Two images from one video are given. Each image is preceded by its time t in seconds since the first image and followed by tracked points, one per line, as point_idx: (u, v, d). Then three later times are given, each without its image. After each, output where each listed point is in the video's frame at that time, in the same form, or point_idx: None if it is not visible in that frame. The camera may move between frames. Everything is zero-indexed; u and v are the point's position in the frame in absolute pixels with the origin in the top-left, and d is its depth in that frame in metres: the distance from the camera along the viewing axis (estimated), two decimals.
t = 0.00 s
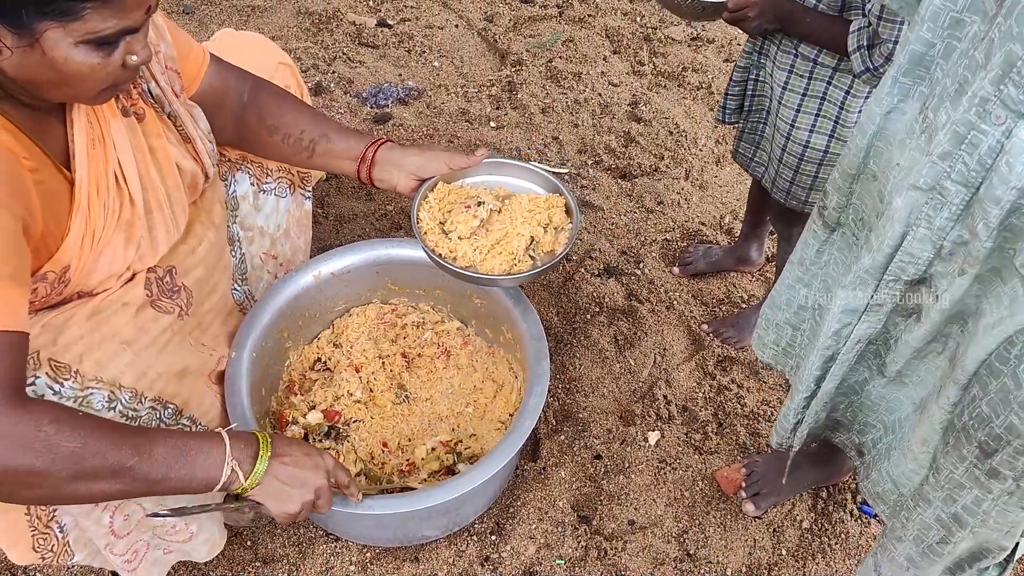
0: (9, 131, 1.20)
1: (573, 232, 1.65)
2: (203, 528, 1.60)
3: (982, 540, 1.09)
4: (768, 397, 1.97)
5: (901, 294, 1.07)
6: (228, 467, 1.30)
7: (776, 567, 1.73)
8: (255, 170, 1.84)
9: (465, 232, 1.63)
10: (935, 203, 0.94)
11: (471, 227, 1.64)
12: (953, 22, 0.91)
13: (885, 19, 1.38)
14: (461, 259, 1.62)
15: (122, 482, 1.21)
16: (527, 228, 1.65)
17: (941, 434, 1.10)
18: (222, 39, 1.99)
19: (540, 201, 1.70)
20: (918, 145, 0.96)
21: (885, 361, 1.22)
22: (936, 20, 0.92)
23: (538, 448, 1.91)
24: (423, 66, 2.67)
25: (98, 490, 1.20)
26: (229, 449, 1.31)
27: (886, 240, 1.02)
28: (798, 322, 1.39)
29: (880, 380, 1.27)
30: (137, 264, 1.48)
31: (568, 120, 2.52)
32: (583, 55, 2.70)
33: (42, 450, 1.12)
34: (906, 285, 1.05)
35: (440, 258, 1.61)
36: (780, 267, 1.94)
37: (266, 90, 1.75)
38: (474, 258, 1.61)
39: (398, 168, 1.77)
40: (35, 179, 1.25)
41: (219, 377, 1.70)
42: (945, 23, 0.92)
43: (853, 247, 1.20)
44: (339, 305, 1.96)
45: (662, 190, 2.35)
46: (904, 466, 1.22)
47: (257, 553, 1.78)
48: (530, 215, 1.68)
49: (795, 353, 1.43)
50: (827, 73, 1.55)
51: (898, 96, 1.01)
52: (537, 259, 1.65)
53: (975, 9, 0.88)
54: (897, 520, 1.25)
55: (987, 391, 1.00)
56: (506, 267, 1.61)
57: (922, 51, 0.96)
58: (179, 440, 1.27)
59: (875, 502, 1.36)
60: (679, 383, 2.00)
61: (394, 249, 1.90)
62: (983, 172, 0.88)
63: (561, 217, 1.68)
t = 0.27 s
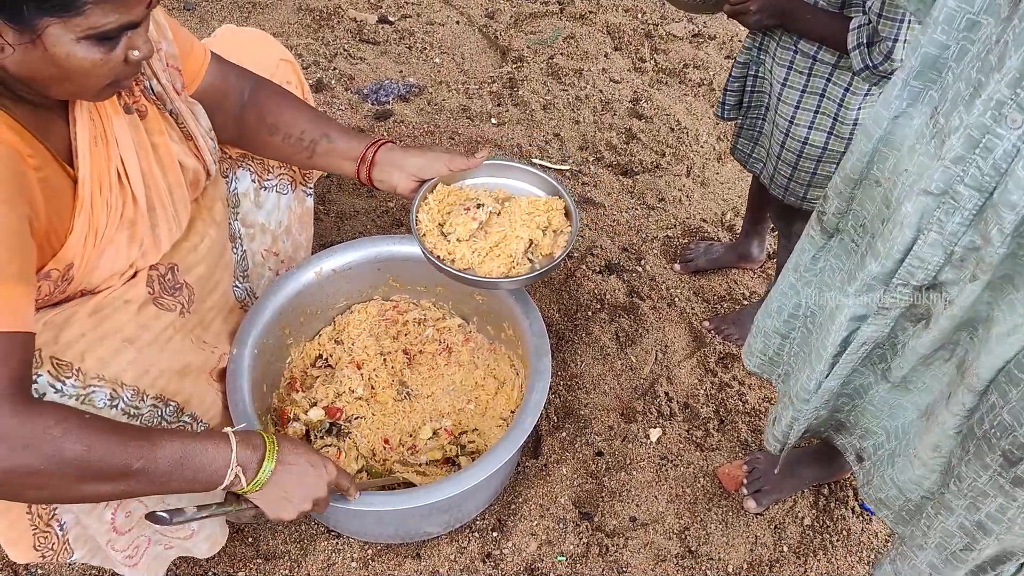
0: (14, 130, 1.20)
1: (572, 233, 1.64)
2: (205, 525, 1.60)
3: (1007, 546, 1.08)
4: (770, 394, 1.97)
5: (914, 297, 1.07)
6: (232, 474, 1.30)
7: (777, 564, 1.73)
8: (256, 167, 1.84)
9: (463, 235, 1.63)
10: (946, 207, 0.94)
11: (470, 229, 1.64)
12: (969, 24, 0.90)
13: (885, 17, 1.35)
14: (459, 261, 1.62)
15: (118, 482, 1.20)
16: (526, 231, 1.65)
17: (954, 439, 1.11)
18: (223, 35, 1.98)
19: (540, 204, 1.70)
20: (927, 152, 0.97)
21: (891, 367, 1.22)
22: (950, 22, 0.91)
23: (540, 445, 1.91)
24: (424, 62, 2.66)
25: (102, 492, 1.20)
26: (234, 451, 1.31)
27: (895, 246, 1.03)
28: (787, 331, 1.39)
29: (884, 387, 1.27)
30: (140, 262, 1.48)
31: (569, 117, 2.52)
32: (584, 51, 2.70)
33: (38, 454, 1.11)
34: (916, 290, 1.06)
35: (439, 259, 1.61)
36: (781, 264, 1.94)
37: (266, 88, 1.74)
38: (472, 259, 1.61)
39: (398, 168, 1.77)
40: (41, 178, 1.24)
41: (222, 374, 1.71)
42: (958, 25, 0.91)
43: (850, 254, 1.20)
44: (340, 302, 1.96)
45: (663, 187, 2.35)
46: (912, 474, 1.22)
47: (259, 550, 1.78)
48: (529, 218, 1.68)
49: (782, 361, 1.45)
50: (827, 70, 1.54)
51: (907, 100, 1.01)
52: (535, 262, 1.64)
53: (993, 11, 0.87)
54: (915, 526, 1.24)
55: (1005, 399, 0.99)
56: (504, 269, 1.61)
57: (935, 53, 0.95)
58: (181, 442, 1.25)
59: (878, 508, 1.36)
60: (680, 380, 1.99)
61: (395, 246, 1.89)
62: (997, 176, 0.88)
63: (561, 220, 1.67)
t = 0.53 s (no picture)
0: (9, 126, 1.20)
1: (575, 220, 1.66)
2: (201, 524, 1.60)
3: (1013, 558, 1.08)
4: (770, 392, 1.97)
5: (920, 302, 1.06)
6: (205, 435, 1.30)
7: (777, 562, 1.73)
8: (257, 165, 1.83)
9: (466, 225, 1.64)
10: (954, 208, 0.94)
11: (473, 218, 1.65)
12: (990, 26, 0.90)
13: (890, 18, 1.34)
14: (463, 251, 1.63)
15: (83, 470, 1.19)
16: (529, 219, 1.65)
17: (956, 450, 1.10)
18: (223, 32, 1.98)
19: (545, 191, 1.71)
20: (938, 150, 0.97)
21: (892, 377, 1.22)
22: (972, 22, 0.91)
23: (540, 443, 1.91)
24: (424, 60, 2.66)
25: (74, 478, 1.19)
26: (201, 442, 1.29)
27: (901, 246, 1.03)
28: (812, 335, 1.39)
29: (886, 398, 1.27)
30: (139, 256, 1.48)
31: (570, 114, 2.51)
32: (584, 49, 2.70)
33: None
34: (922, 295, 1.05)
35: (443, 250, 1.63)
36: (781, 262, 1.94)
37: (268, 80, 1.75)
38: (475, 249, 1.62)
39: (401, 158, 1.76)
40: (35, 174, 1.24)
41: (223, 371, 1.71)
42: (980, 25, 0.90)
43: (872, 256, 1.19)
44: (341, 300, 1.96)
45: (664, 185, 2.35)
46: (912, 483, 1.22)
47: (260, 547, 1.78)
48: (531, 204, 1.68)
49: (807, 365, 1.44)
50: (830, 68, 1.54)
51: (930, 100, 1.00)
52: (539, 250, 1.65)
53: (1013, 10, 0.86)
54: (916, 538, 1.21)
55: (1006, 412, 0.98)
56: (507, 258, 1.62)
57: (958, 54, 0.94)
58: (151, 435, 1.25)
59: (874, 521, 1.37)
60: (681, 378, 1.99)
61: (396, 243, 1.89)
62: (1005, 177, 0.88)
63: (565, 206, 1.69)
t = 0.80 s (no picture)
0: None
1: (575, 199, 1.69)
2: (198, 524, 1.60)
3: (971, 555, 1.08)
4: (768, 391, 1.96)
5: (907, 289, 1.06)
6: (220, 409, 1.30)
7: (775, 561, 1.73)
8: (254, 164, 1.83)
9: (463, 207, 1.67)
10: (944, 196, 0.94)
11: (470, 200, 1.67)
12: (987, 14, 0.89)
13: (894, 19, 1.37)
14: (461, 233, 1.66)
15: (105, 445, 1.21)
16: (527, 199, 1.68)
17: (937, 440, 1.10)
18: (219, 32, 1.98)
19: (544, 170, 1.75)
20: (932, 134, 0.96)
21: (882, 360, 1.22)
22: (970, 11, 0.91)
23: (538, 442, 1.91)
24: (423, 59, 2.66)
25: (97, 455, 1.21)
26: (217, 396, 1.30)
27: (893, 231, 1.02)
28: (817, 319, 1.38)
29: (876, 380, 1.27)
30: (128, 255, 1.47)
31: (569, 114, 2.51)
32: (583, 48, 2.69)
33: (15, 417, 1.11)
34: (911, 281, 1.05)
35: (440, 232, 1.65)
36: (779, 262, 1.94)
37: (261, 73, 1.76)
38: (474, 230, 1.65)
39: (396, 144, 1.78)
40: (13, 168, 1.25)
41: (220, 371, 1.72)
42: (978, 14, 0.90)
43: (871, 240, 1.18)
44: (338, 299, 1.95)
45: (662, 184, 2.35)
46: (895, 471, 1.22)
47: (258, 547, 1.78)
48: (530, 185, 1.72)
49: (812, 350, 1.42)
50: (833, 68, 1.54)
51: (927, 85, 1.00)
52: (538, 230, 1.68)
53: None
54: (887, 527, 1.24)
55: (985, 402, 1.00)
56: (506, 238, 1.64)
57: (954, 41, 0.94)
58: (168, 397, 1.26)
59: (859, 507, 1.37)
60: (679, 377, 1.99)
61: (394, 243, 1.89)
62: (993, 165, 0.88)
63: (565, 185, 1.72)
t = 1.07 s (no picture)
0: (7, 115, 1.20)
1: (564, 187, 1.98)
2: (200, 523, 1.60)
3: (969, 523, 1.09)
4: (767, 392, 1.96)
5: (897, 282, 1.07)
6: (278, 386, 1.36)
7: (774, 562, 1.73)
8: (252, 165, 1.83)
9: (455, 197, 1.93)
10: (930, 193, 0.94)
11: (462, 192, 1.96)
12: (971, 13, 0.90)
13: (896, 20, 1.37)
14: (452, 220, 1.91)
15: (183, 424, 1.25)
16: (516, 189, 1.97)
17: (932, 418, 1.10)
18: (217, 33, 1.98)
19: (532, 162, 2.04)
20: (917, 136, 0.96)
21: (875, 349, 1.22)
22: (955, 10, 0.92)
23: (537, 443, 1.91)
24: (422, 60, 2.66)
25: (186, 429, 1.26)
26: (274, 372, 1.36)
27: (883, 232, 1.01)
28: (800, 323, 1.37)
29: (870, 367, 1.27)
30: (134, 249, 1.46)
31: (568, 114, 2.51)
32: (582, 49, 2.69)
33: (114, 398, 1.14)
34: (899, 276, 1.06)
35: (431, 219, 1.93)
36: (778, 262, 1.94)
37: (249, 65, 1.77)
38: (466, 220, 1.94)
39: (385, 135, 1.88)
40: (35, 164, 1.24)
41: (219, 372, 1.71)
42: (962, 13, 0.91)
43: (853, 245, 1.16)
44: (337, 300, 1.96)
45: (661, 185, 2.35)
46: (892, 449, 1.22)
47: (256, 548, 1.78)
48: (516, 177, 2.00)
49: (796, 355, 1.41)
50: (835, 68, 1.54)
51: (914, 86, 1.01)
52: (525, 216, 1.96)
53: None
54: (883, 500, 1.24)
55: (978, 376, 0.99)
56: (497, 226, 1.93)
57: (940, 40, 0.95)
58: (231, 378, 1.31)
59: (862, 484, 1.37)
60: (678, 378, 1.99)
61: (393, 244, 1.89)
62: (979, 160, 0.87)
63: (553, 175, 2.00)
